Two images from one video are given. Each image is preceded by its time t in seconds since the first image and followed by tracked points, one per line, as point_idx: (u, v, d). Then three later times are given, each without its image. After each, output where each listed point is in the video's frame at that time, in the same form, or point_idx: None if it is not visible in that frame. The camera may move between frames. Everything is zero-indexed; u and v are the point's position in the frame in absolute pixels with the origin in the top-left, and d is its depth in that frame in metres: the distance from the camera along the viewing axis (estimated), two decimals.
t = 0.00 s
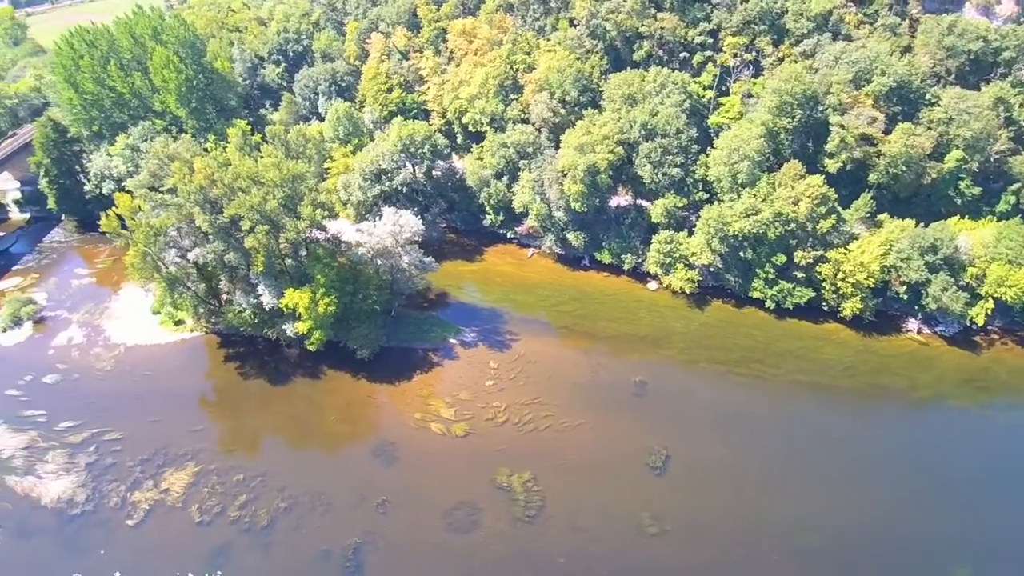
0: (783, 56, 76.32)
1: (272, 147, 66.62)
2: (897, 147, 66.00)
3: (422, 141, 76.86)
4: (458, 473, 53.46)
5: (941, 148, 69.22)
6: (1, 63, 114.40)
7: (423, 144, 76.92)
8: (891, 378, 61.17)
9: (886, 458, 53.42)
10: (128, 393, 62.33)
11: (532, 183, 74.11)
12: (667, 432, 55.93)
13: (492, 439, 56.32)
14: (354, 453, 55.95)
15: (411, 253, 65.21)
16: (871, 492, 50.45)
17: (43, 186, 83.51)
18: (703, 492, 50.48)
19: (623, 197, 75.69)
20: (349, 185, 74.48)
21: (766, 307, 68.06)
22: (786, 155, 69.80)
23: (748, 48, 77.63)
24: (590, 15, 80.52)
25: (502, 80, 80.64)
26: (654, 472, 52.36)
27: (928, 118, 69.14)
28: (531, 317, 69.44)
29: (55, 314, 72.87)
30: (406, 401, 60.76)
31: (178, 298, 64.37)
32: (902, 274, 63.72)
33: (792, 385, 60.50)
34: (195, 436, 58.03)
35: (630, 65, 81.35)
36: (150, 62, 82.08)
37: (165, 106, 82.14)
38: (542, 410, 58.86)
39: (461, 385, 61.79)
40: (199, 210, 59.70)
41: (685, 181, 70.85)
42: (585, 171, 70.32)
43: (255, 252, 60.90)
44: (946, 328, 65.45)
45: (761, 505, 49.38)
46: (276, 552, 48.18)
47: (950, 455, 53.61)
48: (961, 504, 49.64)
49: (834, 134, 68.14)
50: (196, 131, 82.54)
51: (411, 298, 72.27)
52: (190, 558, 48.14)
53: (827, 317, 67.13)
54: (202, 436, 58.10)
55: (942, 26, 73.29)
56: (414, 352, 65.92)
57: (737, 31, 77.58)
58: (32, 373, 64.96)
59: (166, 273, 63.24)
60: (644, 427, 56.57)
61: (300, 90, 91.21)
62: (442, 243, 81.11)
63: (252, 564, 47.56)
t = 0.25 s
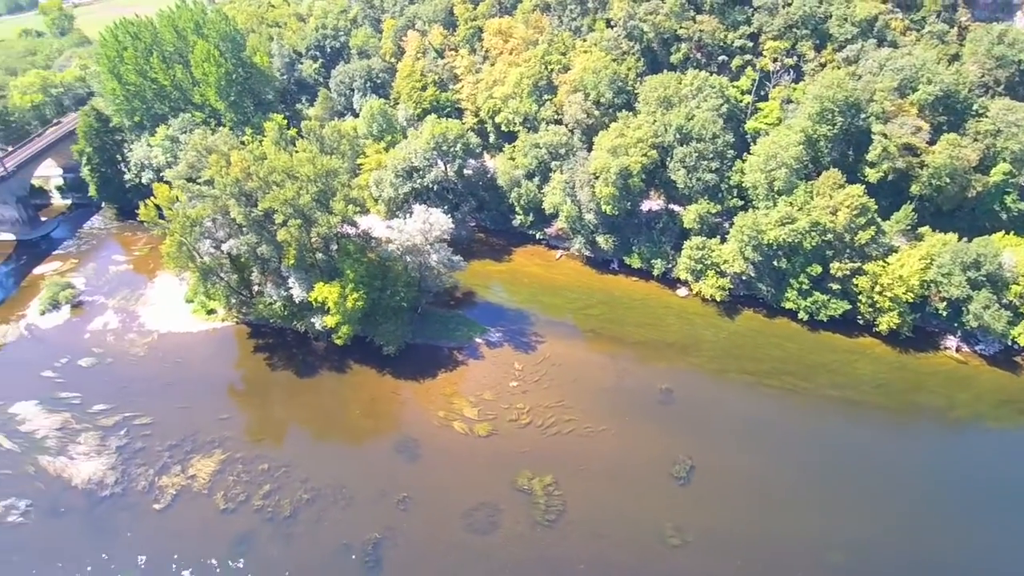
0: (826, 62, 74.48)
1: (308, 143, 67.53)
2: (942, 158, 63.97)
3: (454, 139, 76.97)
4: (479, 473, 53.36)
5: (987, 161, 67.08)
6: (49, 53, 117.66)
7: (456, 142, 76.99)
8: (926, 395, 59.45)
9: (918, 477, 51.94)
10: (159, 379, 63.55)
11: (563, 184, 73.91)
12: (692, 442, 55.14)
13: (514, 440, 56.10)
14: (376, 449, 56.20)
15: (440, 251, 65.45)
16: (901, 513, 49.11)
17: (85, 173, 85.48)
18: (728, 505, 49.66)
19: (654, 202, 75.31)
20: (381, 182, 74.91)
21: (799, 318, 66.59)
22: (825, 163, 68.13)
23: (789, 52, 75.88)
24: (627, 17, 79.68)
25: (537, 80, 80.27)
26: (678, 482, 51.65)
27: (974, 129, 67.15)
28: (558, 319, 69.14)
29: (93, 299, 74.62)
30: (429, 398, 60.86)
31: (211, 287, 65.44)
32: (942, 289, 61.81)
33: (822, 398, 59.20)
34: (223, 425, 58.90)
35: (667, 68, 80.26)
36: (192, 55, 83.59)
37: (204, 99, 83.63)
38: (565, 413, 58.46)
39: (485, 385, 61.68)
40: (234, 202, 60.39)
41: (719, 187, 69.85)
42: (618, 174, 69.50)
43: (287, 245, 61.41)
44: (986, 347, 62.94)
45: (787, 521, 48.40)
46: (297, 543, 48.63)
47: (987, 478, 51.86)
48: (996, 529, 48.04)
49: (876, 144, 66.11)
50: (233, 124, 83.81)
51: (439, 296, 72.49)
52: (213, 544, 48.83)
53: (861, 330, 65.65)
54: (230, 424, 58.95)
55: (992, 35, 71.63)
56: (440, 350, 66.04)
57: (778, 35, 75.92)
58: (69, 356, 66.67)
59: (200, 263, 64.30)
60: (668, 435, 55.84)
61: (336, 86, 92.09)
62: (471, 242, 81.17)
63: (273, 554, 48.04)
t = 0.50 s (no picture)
0: (869, 69, 72.52)
1: (343, 139, 68.18)
2: (988, 171, 61.94)
3: (487, 139, 76.87)
4: (501, 475, 53.17)
5: None
6: (95, 44, 120.67)
7: (488, 142, 76.99)
8: (963, 415, 57.55)
9: (952, 501, 50.37)
10: (190, 366, 64.64)
11: (595, 187, 73.43)
12: (717, 453, 54.25)
13: (537, 444, 55.78)
14: (399, 445, 56.35)
15: (469, 250, 65.57)
16: (933, 538, 47.70)
17: (126, 163, 87.33)
18: (754, 520, 48.73)
19: (687, 207, 73.88)
20: (413, 180, 75.03)
21: (832, 331, 65.08)
22: (865, 173, 66.46)
23: (832, 58, 74.00)
24: (665, 18, 78.25)
25: (572, 81, 79.62)
26: (702, 494, 50.87)
27: None
28: (585, 323, 68.54)
29: (129, 285, 76.24)
30: (453, 397, 60.81)
31: (244, 279, 66.34)
32: (985, 307, 58.95)
33: (854, 414, 57.76)
34: (250, 414, 59.61)
35: (705, 71, 79.00)
36: (232, 50, 84.91)
37: (243, 93, 84.92)
38: (590, 418, 57.95)
39: (509, 386, 61.43)
40: (269, 195, 61.09)
41: (755, 195, 68.48)
42: (651, 178, 68.65)
43: (319, 240, 61.85)
44: None
45: (813, 540, 47.39)
46: (319, 535, 49.00)
47: None
48: None
49: (920, 154, 64.22)
50: (270, 118, 84.85)
51: (467, 295, 72.48)
52: (237, 532, 49.44)
53: (897, 346, 63.83)
54: (256, 414, 59.66)
55: None
56: (465, 350, 65.94)
57: (821, 40, 74.03)
58: (104, 340, 68.22)
59: (234, 255, 65.17)
60: (694, 446, 55.02)
61: (372, 83, 92.64)
62: (500, 242, 81.00)
63: (295, 545, 48.49)
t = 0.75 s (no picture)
0: (916, 77, 70.15)
1: (377, 136, 68.58)
2: None
3: (519, 138, 76.55)
4: (522, 477, 52.88)
5: None
6: (139, 36, 123.45)
7: (521, 142, 76.64)
8: (1003, 437, 55.54)
9: (990, 526, 48.66)
10: (221, 355, 65.67)
11: (627, 190, 72.12)
12: (744, 466, 53.23)
13: (560, 448, 55.35)
14: (422, 443, 56.42)
15: (499, 250, 65.24)
16: (967, 564, 46.16)
17: (166, 154, 89.08)
18: (780, 537, 47.70)
19: (722, 214, 73.08)
20: (444, 177, 75.03)
21: (868, 346, 63.39)
22: (908, 184, 65.06)
23: (877, 65, 72.04)
24: (705, 21, 76.91)
25: (607, 83, 78.92)
26: (727, 507, 49.95)
27: None
28: (612, 327, 67.86)
29: (165, 273, 77.75)
30: (477, 397, 60.69)
31: (276, 271, 67.11)
32: None
33: (887, 432, 56.19)
34: (278, 405, 60.31)
35: (744, 76, 77.77)
36: (272, 45, 85.98)
37: (281, 88, 86.03)
38: (614, 424, 57.33)
39: (534, 389, 61.13)
40: (303, 190, 61.73)
41: (792, 203, 67.09)
42: (685, 183, 67.72)
43: (350, 235, 62.11)
44: None
45: (841, 560, 46.18)
46: (340, 528, 49.34)
47: None
48: None
49: (966, 166, 62.20)
50: (307, 113, 85.69)
51: (495, 294, 72.40)
52: (260, 521, 50.06)
53: (935, 363, 61.89)
54: (283, 404, 60.35)
55: None
56: (490, 350, 65.81)
57: (866, 47, 72.07)
58: (139, 327, 69.63)
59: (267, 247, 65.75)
60: (720, 457, 54.07)
61: (407, 80, 93.04)
62: (529, 242, 80.75)
63: (316, 536, 48.90)
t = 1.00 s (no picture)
0: (964, 86, 67.57)
1: (410, 133, 68.70)
2: None
3: (552, 139, 75.88)
4: (543, 481, 52.52)
5: None
6: (182, 29, 125.90)
7: (554, 142, 75.70)
8: None
9: None
10: (250, 345, 66.57)
11: (660, 194, 71.41)
12: (770, 480, 52.15)
13: (582, 452, 54.87)
14: (444, 441, 56.42)
15: (528, 251, 65.03)
16: None
17: (204, 145, 90.32)
18: (805, 555, 46.64)
19: (756, 221, 71.57)
20: (475, 176, 75.78)
21: (904, 362, 61.54)
22: (952, 197, 62.86)
23: (924, 72, 69.55)
24: (745, 24, 75.82)
25: (643, 84, 77.97)
26: (751, 521, 48.98)
27: None
28: (640, 332, 67.07)
29: (199, 262, 79.08)
30: (501, 398, 60.47)
31: (307, 264, 67.80)
32: None
33: (921, 452, 54.46)
34: (304, 397, 60.88)
35: (784, 81, 76.20)
36: (310, 41, 86.93)
37: (318, 83, 86.84)
38: (638, 431, 56.65)
39: (558, 391, 60.71)
40: (336, 185, 62.13)
41: (830, 212, 65.53)
42: (719, 189, 66.24)
43: (380, 231, 62.25)
44: None
45: None
46: (360, 522, 49.57)
47: None
48: None
49: (1013, 180, 60.10)
50: (342, 109, 86.25)
51: (522, 295, 72.10)
52: (282, 511, 50.57)
53: (974, 382, 59.46)
54: (309, 396, 60.92)
55: None
56: (516, 350, 65.51)
57: (913, 53, 69.62)
58: (172, 314, 70.95)
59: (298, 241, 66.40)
60: (745, 470, 53.04)
61: (442, 78, 93.13)
62: (558, 243, 80.28)
63: (336, 529, 49.19)
